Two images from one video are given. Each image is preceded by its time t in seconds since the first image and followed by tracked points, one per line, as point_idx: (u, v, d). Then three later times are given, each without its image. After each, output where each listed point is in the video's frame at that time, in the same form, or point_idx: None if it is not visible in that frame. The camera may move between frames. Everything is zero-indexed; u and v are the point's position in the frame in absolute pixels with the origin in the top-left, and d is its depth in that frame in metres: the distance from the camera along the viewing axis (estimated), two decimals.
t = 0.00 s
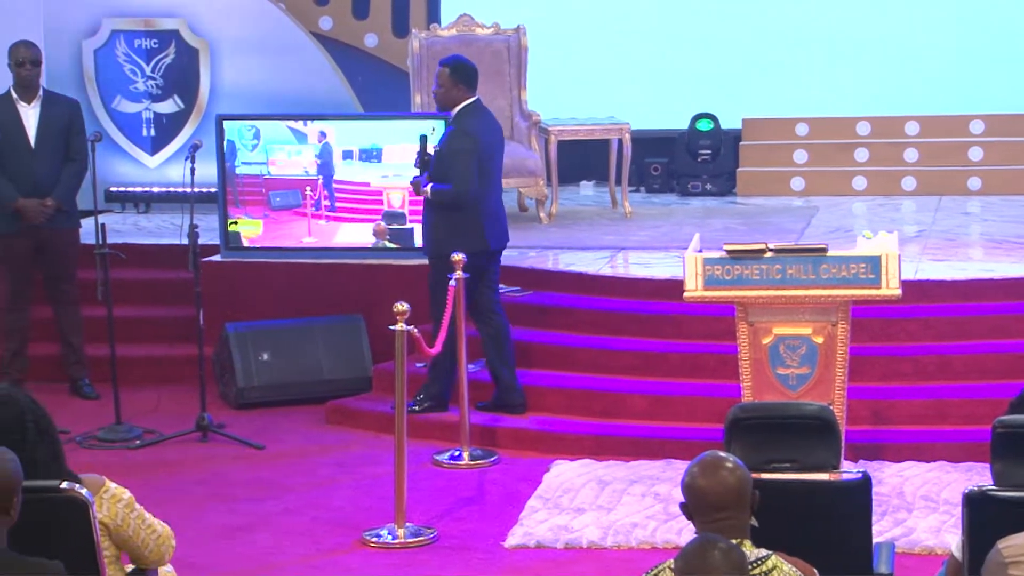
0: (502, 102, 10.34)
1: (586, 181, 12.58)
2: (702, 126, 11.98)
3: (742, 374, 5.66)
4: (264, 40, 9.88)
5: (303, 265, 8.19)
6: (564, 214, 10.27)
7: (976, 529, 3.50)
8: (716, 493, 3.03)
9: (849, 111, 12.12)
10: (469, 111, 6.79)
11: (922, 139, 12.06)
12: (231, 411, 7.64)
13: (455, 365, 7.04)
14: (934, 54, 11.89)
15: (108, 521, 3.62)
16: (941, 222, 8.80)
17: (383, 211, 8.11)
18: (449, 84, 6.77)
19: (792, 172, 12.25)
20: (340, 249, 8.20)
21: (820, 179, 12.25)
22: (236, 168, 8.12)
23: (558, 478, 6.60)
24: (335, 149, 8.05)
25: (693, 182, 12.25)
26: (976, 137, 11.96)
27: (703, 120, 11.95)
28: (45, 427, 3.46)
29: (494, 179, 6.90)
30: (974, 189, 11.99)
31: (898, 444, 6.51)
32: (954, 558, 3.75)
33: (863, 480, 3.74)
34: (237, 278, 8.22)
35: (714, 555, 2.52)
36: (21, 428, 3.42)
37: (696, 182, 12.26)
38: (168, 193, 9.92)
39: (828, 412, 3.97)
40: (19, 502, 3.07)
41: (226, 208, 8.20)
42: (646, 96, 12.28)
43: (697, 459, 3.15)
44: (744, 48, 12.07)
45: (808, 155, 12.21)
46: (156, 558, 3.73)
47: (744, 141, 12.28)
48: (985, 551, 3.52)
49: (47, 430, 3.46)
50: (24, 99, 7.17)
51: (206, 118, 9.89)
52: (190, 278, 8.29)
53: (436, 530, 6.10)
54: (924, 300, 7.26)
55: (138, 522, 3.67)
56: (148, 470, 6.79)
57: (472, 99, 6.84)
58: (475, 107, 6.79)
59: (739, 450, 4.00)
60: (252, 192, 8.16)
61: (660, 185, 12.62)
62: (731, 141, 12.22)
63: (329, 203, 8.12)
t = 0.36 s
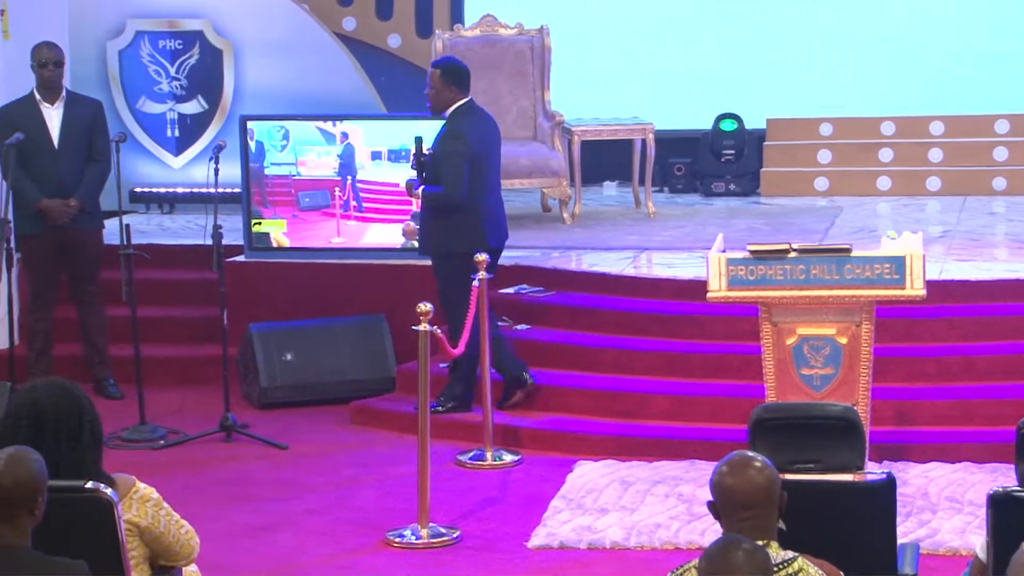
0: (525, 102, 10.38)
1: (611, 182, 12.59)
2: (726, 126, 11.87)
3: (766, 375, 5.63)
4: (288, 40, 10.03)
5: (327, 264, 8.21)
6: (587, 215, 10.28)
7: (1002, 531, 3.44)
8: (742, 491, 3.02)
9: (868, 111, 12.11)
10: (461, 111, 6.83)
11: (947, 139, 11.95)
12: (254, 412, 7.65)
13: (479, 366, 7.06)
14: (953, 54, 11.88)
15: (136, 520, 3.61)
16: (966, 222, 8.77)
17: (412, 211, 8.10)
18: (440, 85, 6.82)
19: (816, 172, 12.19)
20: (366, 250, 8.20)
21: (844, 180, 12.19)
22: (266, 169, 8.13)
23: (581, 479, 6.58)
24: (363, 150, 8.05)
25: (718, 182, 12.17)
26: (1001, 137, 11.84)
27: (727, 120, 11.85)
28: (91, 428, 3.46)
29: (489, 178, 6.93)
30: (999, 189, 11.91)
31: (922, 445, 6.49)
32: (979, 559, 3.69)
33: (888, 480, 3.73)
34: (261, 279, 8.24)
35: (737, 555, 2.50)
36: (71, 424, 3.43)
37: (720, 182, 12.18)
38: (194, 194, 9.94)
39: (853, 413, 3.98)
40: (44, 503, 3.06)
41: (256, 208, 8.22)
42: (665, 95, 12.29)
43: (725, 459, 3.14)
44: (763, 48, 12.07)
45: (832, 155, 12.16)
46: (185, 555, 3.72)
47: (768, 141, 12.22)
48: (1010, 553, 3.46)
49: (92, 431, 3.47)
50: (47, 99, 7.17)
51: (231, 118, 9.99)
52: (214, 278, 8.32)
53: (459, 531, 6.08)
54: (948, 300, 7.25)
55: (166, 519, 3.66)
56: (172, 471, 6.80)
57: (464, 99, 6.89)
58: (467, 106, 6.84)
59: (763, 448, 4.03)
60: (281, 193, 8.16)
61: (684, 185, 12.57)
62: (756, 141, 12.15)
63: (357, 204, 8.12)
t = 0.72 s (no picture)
0: (546, 106, 10.44)
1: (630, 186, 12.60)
2: (746, 130, 11.87)
3: (786, 380, 5.56)
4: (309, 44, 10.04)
5: (347, 270, 8.25)
6: (608, 219, 10.28)
7: None
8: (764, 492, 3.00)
9: (886, 114, 12.10)
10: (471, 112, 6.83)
11: (969, 142, 11.90)
12: (275, 416, 7.67)
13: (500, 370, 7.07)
14: (971, 57, 11.87)
15: (156, 525, 3.61)
16: (989, 226, 8.75)
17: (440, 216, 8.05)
18: (451, 88, 6.80)
19: (836, 176, 12.07)
20: (391, 255, 8.19)
21: (865, 183, 12.05)
22: (292, 173, 8.09)
23: (602, 483, 6.55)
24: (388, 155, 7.97)
25: (739, 187, 12.09)
26: None
27: (748, 125, 11.86)
28: (123, 433, 3.47)
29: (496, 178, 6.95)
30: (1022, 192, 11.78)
31: (945, 449, 6.46)
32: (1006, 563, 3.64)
33: (909, 485, 3.72)
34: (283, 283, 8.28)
35: (760, 559, 2.49)
36: (103, 427, 3.44)
37: (741, 187, 12.09)
38: (214, 199, 10.11)
39: (873, 417, 4.08)
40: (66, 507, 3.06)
41: (283, 211, 8.21)
42: (682, 100, 12.32)
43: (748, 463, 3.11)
44: (780, 52, 12.08)
45: (853, 159, 12.04)
46: (207, 559, 3.72)
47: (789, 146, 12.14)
48: None
49: (123, 436, 3.47)
50: (69, 105, 7.18)
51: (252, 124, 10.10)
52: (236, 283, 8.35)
53: (480, 535, 6.06)
54: (970, 305, 7.25)
55: (188, 525, 3.66)
56: (194, 475, 6.81)
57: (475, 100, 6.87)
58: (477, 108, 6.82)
59: (784, 454, 4.07)
60: (307, 197, 8.11)
61: (705, 190, 12.44)
62: (777, 145, 11.97)
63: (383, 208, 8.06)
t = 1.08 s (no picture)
0: (566, 108, 10.44)
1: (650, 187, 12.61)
2: (768, 131, 11.93)
3: (807, 380, 5.54)
4: (333, 48, 10.30)
5: (368, 271, 8.27)
6: (628, 221, 10.30)
7: None
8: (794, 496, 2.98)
9: (902, 115, 12.08)
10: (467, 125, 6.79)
11: (991, 144, 11.79)
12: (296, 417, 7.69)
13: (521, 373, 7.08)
14: (989, 58, 11.84)
15: (176, 527, 3.58)
16: (1011, 228, 8.72)
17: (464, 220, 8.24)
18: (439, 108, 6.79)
19: (858, 177, 12.07)
20: (416, 257, 8.30)
21: (887, 186, 12.03)
22: (318, 176, 8.28)
23: (623, 485, 6.51)
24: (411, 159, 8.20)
25: (759, 188, 12.22)
26: None
27: (767, 127, 11.90)
28: (144, 436, 3.47)
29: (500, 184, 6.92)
30: None
31: (966, 452, 6.43)
32: None
33: (931, 487, 3.70)
34: (305, 286, 8.31)
35: (781, 560, 2.57)
36: (124, 430, 3.43)
37: (762, 189, 12.22)
38: (235, 200, 10.22)
39: (894, 418, 4.00)
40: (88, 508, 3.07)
41: (308, 214, 8.33)
42: (699, 101, 12.34)
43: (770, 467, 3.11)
44: (796, 53, 12.10)
45: (874, 161, 11.99)
46: (227, 562, 3.68)
47: (809, 147, 12.09)
48: None
49: (144, 438, 3.47)
50: (92, 107, 7.21)
51: (272, 127, 10.31)
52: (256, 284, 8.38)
53: (501, 537, 6.00)
54: (992, 307, 7.24)
55: (208, 525, 3.63)
56: (214, 477, 6.81)
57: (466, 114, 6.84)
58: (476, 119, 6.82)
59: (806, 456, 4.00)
60: (333, 201, 8.30)
61: (725, 192, 12.52)
62: (798, 147, 12.19)
63: (407, 211, 8.26)
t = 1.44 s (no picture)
0: (581, 109, 10.45)
1: (665, 188, 12.62)
2: (783, 132, 11.94)
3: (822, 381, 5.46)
4: (348, 49, 10.33)
5: (383, 272, 8.29)
6: (642, 221, 10.32)
7: None
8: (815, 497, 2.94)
9: (913, 116, 12.07)
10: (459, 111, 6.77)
11: (1007, 145, 11.70)
12: (311, 417, 7.72)
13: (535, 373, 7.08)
14: (1000, 58, 11.84)
15: (191, 529, 3.57)
16: None
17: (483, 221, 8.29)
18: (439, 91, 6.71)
19: (873, 178, 12.01)
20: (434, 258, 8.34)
21: (901, 186, 11.98)
22: (336, 177, 8.28)
23: (637, 485, 6.47)
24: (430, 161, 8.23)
25: (774, 189, 12.20)
26: None
27: (783, 127, 11.93)
28: (160, 436, 3.47)
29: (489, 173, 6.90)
30: None
31: (981, 453, 6.41)
32: None
33: (945, 488, 3.68)
34: (320, 287, 8.33)
35: (795, 561, 2.59)
36: (140, 430, 3.43)
37: (777, 189, 12.20)
38: (250, 200, 10.30)
39: (910, 420, 3.98)
40: (104, 509, 3.07)
41: (326, 215, 8.38)
42: (710, 101, 12.35)
43: (789, 466, 3.05)
44: (807, 54, 12.12)
45: (889, 161, 11.92)
46: (242, 563, 3.68)
47: (825, 148, 12.00)
48: None
49: (160, 439, 3.47)
50: (108, 108, 7.22)
51: (287, 128, 10.33)
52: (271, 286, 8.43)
53: (515, 538, 5.96)
54: (1006, 307, 7.25)
55: (223, 528, 3.62)
56: (228, 478, 6.80)
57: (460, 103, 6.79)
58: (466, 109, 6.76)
59: (821, 455, 3.99)
60: (351, 201, 8.30)
61: (739, 193, 12.50)
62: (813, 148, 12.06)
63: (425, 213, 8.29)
